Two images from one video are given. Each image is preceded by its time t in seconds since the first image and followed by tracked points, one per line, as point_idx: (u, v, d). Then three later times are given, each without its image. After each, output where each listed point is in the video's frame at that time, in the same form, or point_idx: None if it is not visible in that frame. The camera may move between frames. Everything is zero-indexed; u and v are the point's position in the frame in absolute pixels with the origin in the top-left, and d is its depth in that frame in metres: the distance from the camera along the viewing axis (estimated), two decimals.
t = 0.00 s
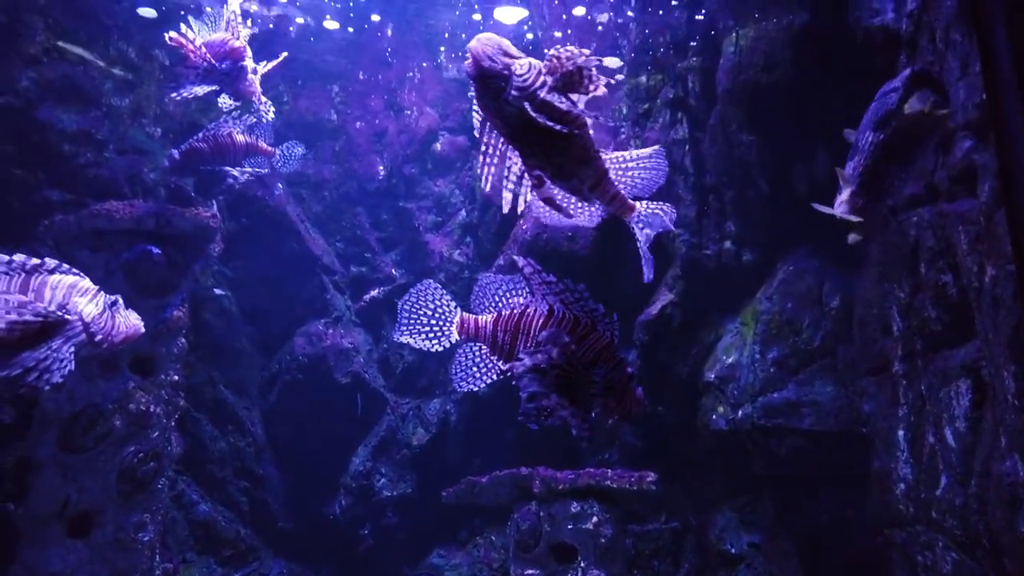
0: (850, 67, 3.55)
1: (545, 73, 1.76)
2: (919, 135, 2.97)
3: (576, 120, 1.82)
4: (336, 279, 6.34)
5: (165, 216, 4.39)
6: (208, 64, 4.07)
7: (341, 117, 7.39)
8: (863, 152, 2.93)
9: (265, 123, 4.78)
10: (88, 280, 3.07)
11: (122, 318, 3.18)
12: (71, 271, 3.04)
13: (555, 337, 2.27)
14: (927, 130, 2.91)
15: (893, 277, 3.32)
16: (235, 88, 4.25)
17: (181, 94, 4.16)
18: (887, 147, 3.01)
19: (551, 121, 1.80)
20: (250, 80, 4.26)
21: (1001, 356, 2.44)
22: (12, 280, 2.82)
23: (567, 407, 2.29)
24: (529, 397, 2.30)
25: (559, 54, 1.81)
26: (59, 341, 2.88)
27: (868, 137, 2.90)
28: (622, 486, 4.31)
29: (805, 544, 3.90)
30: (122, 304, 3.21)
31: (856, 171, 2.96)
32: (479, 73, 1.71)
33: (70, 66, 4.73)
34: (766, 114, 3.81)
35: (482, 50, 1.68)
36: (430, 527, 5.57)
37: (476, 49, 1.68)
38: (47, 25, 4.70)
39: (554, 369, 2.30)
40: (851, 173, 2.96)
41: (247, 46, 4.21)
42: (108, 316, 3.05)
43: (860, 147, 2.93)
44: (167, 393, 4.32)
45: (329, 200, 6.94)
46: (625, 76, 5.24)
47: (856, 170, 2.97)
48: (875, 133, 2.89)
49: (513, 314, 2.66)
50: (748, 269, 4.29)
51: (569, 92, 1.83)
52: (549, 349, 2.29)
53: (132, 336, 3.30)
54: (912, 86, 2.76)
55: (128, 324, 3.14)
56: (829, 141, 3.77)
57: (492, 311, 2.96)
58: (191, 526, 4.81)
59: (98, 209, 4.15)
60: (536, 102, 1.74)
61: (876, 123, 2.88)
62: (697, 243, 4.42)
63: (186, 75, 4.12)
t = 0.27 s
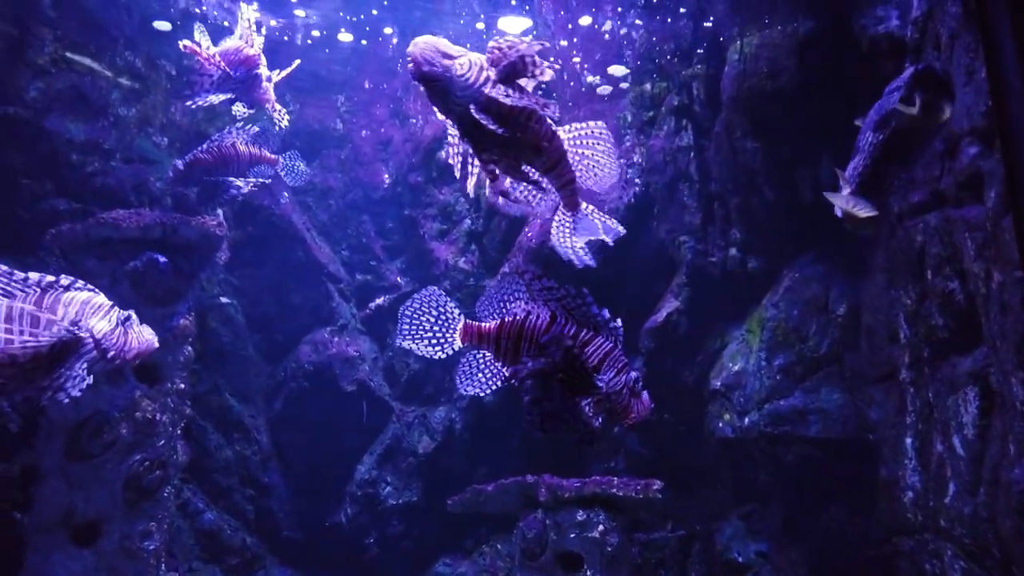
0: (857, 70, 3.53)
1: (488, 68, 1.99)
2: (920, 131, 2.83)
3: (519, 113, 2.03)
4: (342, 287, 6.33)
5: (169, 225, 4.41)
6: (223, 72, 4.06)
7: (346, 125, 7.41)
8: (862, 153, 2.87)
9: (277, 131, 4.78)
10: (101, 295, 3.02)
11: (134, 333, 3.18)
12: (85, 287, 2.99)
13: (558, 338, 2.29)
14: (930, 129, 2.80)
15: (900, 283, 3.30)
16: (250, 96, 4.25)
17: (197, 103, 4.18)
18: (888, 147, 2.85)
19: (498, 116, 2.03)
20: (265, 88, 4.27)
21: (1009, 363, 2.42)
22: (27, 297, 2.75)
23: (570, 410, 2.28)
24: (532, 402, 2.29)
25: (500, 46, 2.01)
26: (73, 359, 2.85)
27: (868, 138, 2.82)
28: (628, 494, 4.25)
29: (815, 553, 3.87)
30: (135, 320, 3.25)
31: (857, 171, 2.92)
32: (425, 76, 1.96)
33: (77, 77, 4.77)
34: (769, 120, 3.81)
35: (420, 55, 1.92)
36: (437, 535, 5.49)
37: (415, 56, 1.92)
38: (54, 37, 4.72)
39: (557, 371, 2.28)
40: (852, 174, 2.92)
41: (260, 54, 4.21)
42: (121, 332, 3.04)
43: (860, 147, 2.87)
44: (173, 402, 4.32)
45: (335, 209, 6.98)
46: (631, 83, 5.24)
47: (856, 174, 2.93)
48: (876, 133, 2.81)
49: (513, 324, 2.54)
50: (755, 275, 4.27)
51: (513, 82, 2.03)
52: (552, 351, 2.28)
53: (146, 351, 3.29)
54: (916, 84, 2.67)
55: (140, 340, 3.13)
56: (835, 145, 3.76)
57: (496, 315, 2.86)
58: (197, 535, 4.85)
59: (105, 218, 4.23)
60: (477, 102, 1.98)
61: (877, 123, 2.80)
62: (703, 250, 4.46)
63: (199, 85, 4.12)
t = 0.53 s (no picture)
0: (862, 76, 3.51)
1: (427, 69, 1.99)
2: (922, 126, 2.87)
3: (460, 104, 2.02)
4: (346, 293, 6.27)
5: (174, 232, 4.40)
6: (239, 77, 3.91)
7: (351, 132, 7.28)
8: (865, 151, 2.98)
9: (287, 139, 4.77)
10: (114, 309, 3.03)
11: (148, 346, 3.15)
12: (98, 300, 3.01)
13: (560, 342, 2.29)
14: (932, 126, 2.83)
15: (905, 286, 3.28)
16: (268, 100, 4.16)
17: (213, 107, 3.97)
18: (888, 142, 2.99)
19: (435, 118, 2.08)
20: (282, 93, 4.17)
21: (1015, 368, 2.40)
22: (41, 312, 2.78)
23: (573, 414, 2.28)
24: (533, 402, 2.28)
25: (439, 45, 2.00)
26: (88, 374, 2.84)
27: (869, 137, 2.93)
28: (633, 500, 4.21)
29: (821, 559, 3.86)
30: (148, 333, 3.21)
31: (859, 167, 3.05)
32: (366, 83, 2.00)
33: (82, 84, 4.84)
34: (773, 125, 3.81)
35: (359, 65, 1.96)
36: (441, 541, 5.47)
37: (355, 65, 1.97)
38: (60, 45, 4.84)
39: (559, 374, 2.28)
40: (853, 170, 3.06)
41: (275, 58, 4.08)
42: (134, 345, 3.03)
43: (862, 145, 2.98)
44: (177, 408, 4.31)
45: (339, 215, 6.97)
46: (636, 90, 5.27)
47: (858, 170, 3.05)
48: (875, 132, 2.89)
49: (517, 328, 2.54)
50: (760, 280, 4.27)
51: (455, 81, 2.04)
52: (554, 356, 2.28)
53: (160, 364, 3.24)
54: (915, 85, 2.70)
55: (153, 353, 3.11)
56: (839, 151, 3.75)
57: (497, 320, 2.87)
58: (200, 541, 4.86)
59: (110, 224, 4.25)
60: (415, 107, 2.03)
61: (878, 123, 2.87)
62: (708, 254, 4.42)
63: (212, 89, 3.92)
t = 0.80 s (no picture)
0: (866, 79, 3.47)
1: (365, 67, 1.68)
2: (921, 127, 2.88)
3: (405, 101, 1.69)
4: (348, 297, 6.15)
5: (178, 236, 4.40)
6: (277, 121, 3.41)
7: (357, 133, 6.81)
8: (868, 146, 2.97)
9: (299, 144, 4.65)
10: (130, 319, 2.89)
11: (164, 357, 3.01)
12: (114, 311, 2.89)
13: (561, 345, 2.22)
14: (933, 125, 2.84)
15: (910, 289, 3.25)
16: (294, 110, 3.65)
17: (229, 112, 3.31)
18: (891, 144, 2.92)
19: (377, 124, 1.73)
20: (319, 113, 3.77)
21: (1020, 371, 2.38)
22: (56, 322, 2.68)
23: (575, 415, 2.22)
24: (536, 404, 2.22)
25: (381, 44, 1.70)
26: (103, 383, 2.71)
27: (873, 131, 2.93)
28: (636, 504, 4.19)
29: (823, 561, 3.89)
30: (164, 343, 3.05)
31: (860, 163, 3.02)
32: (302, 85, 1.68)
33: (86, 88, 4.87)
34: (776, 127, 3.80)
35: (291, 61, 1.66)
36: (444, 544, 5.48)
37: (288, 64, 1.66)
38: (64, 48, 4.87)
39: (562, 377, 2.24)
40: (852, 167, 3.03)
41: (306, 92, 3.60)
42: (151, 355, 2.89)
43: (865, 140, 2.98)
44: (180, 411, 4.34)
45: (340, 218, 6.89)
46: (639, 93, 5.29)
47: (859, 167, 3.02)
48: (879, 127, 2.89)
49: (518, 332, 2.55)
50: (764, 283, 4.27)
51: (398, 82, 1.71)
52: (556, 357, 2.22)
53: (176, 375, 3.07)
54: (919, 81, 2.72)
55: (170, 363, 2.96)
56: (843, 153, 3.72)
57: (498, 322, 2.89)
58: (203, 545, 4.86)
59: (114, 227, 4.26)
60: (354, 108, 1.69)
61: (880, 119, 2.88)
62: (710, 258, 4.45)
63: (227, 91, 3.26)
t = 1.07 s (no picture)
0: (867, 81, 3.49)
1: (301, 67, 1.66)
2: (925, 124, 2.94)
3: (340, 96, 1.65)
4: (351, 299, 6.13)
5: (179, 237, 4.40)
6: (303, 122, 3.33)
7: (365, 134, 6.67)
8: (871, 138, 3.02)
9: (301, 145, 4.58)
10: (139, 327, 2.98)
11: (174, 361, 3.15)
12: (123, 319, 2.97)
13: (562, 346, 2.21)
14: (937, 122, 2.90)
15: (913, 291, 3.25)
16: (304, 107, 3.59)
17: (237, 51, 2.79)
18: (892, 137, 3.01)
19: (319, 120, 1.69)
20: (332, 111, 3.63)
21: None
22: (66, 330, 2.75)
23: (578, 415, 2.20)
24: (537, 405, 2.21)
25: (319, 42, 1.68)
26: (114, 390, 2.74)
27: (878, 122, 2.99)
28: (638, 506, 4.17)
29: (828, 564, 3.86)
30: (174, 348, 3.21)
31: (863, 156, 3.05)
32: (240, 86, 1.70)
33: (88, 90, 4.90)
34: (778, 127, 3.79)
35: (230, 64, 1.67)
36: (446, 545, 5.49)
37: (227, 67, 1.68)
38: (67, 51, 4.93)
39: (565, 379, 2.24)
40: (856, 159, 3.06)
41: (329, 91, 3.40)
42: (161, 361, 2.97)
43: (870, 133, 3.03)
44: (182, 413, 4.34)
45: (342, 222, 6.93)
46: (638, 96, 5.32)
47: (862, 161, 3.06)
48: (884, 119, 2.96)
49: (519, 334, 2.54)
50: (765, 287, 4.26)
51: (338, 78, 1.69)
52: (558, 358, 2.21)
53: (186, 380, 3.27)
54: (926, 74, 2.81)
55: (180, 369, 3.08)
56: (846, 153, 3.72)
57: (498, 324, 2.91)
58: (205, 546, 4.81)
59: (116, 230, 4.32)
60: (294, 108, 1.68)
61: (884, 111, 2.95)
62: (712, 260, 4.44)
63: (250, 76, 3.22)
